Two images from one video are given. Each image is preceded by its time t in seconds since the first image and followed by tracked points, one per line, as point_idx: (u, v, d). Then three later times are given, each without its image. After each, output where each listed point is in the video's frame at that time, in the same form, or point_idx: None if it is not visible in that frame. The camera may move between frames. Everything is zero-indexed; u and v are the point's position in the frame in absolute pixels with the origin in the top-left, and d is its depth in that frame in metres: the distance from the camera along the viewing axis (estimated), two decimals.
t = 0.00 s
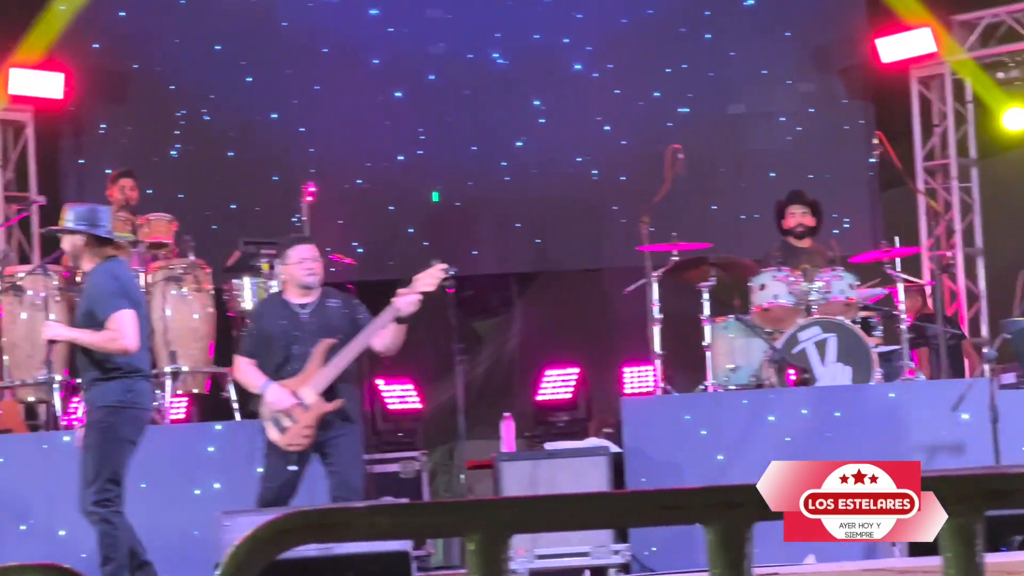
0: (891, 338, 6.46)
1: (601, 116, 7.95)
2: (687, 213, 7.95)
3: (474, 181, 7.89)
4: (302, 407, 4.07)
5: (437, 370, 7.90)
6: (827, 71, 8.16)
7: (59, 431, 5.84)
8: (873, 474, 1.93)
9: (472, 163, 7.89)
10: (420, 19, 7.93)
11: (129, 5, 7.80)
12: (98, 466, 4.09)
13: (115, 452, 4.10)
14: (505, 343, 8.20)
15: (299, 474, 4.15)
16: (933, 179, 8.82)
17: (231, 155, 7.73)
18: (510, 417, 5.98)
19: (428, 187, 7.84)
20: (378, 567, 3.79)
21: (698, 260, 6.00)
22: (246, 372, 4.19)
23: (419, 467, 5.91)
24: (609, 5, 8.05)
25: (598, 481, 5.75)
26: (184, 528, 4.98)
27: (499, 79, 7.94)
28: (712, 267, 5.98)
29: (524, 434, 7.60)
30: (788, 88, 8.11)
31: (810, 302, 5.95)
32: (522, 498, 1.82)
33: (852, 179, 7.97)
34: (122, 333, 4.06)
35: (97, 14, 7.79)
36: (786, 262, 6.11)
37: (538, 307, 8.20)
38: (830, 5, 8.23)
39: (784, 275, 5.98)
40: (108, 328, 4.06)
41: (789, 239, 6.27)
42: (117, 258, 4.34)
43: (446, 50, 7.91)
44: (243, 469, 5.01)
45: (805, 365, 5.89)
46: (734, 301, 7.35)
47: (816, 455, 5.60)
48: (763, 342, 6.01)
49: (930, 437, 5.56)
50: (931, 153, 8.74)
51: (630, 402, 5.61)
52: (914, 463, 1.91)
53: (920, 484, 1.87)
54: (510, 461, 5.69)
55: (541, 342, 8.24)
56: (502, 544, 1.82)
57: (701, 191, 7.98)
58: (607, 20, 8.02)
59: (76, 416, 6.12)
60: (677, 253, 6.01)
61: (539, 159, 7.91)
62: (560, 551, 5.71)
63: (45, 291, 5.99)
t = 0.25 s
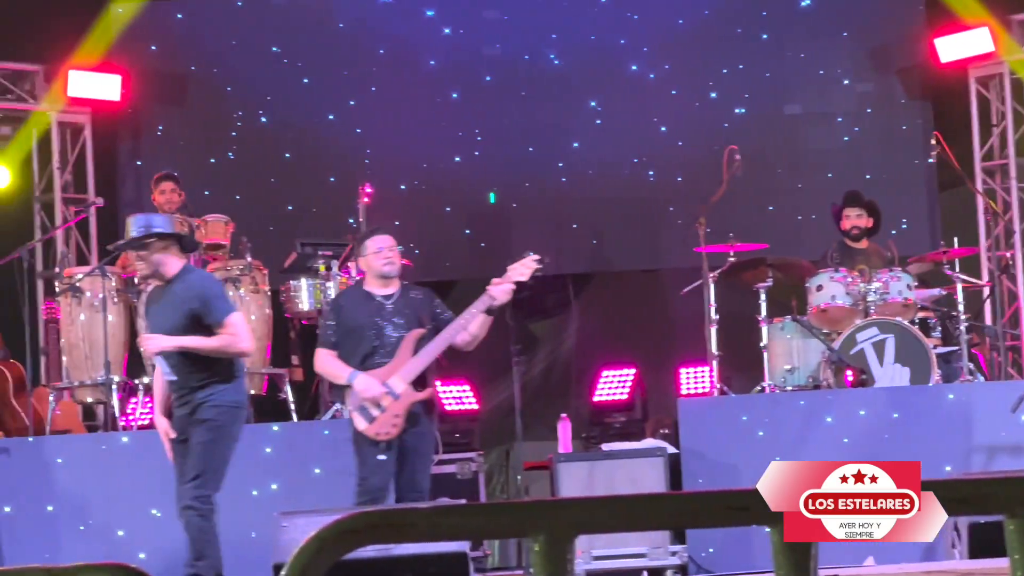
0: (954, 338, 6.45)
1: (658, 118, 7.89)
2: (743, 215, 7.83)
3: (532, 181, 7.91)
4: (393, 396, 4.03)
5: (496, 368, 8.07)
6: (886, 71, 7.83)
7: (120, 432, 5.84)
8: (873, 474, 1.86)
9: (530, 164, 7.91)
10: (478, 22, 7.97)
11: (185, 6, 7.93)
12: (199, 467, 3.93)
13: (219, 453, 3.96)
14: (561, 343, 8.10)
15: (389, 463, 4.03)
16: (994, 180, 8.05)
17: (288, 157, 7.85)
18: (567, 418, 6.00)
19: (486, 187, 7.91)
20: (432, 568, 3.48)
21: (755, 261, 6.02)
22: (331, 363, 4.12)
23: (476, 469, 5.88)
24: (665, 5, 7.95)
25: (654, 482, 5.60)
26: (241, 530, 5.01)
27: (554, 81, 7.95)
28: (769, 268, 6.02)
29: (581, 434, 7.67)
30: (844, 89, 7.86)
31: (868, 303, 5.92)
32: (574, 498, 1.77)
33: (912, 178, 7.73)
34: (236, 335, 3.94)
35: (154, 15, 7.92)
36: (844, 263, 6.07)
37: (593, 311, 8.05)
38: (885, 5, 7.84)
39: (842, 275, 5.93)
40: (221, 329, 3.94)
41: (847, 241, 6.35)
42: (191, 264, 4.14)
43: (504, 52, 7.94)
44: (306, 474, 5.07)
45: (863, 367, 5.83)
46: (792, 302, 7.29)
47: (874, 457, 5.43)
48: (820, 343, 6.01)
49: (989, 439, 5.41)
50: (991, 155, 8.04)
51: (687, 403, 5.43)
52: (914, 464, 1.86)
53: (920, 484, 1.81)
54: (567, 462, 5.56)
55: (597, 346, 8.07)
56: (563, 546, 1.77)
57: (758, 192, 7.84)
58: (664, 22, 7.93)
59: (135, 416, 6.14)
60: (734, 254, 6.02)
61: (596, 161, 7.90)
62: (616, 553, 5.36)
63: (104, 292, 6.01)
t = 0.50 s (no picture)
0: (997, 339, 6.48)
1: (698, 117, 7.91)
2: (784, 213, 7.81)
3: (572, 181, 7.93)
4: (460, 398, 4.02)
5: (535, 368, 8.04)
6: (927, 70, 7.79)
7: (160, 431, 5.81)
8: (877, 474, 1.54)
9: (569, 164, 7.94)
10: (519, 22, 8.03)
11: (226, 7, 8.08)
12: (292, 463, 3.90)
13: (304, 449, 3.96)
14: (601, 344, 8.14)
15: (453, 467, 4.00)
16: None
17: (328, 157, 7.93)
18: (607, 417, 5.98)
19: (526, 186, 7.92)
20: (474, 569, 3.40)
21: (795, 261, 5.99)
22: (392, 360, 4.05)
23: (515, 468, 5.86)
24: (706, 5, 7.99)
25: (695, 482, 5.44)
26: (284, 530, 4.80)
27: (593, 81, 7.99)
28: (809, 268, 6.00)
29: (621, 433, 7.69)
30: (886, 88, 7.82)
31: (910, 302, 5.90)
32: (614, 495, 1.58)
33: (955, 178, 7.67)
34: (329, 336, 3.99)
35: (194, 17, 8.07)
36: (884, 263, 6.07)
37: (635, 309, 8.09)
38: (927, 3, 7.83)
39: (884, 275, 5.95)
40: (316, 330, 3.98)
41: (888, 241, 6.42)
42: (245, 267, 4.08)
43: (544, 51, 8.00)
44: (345, 469, 4.92)
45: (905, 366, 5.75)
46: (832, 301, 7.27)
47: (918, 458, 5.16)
48: (862, 343, 5.98)
49: None
50: None
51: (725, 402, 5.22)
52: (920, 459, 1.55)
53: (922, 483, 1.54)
54: (605, 461, 5.46)
55: (638, 343, 8.10)
56: (607, 545, 1.60)
57: (799, 192, 7.82)
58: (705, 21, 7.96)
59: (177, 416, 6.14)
60: (775, 253, 5.98)
61: (635, 160, 7.92)
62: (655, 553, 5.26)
63: (144, 292, 6.03)
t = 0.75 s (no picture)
0: None
1: (735, 115, 7.92)
2: (822, 211, 7.80)
3: (608, 179, 7.93)
4: (535, 395, 4.13)
5: (570, 367, 8.00)
6: (966, 68, 7.83)
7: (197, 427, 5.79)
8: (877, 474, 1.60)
9: (606, 164, 7.94)
10: (555, 20, 8.05)
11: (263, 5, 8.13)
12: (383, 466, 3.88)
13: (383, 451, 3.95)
14: (636, 342, 7.99)
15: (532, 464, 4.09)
16: None
17: (364, 154, 7.97)
18: (644, 416, 5.98)
19: (563, 184, 7.92)
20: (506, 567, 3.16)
21: (832, 259, 5.99)
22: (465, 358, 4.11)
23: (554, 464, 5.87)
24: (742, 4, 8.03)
25: (732, 480, 5.36)
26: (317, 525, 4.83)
27: (629, 79, 8.00)
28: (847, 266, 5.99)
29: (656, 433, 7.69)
30: (924, 85, 7.85)
31: (948, 301, 5.88)
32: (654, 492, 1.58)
33: (993, 176, 7.69)
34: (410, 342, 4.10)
35: (233, 16, 8.12)
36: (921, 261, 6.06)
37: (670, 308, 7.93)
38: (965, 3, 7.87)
39: (921, 273, 5.93)
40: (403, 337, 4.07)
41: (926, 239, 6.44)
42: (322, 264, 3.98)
43: (580, 49, 8.02)
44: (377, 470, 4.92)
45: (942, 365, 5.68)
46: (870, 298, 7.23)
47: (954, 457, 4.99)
48: (899, 342, 5.96)
49: None
50: None
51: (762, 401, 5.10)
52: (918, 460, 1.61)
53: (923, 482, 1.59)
54: (642, 458, 5.37)
55: (674, 344, 7.94)
56: (653, 542, 1.59)
57: (837, 190, 7.81)
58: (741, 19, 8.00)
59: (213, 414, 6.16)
60: (812, 251, 5.98)
61: (672, 159, 7.93)
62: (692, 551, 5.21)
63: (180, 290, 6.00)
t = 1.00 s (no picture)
0: None
1: (757, 114, 7.94)
2: (845, 208, 7.80)
3: (631, 177, 7.95)
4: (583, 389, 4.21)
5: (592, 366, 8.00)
6: (989, 67, 7.82)
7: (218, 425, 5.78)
8: (873, 474, 1.72)
9: (628, 162, 7.97)
10: (577, 18, 8.04)
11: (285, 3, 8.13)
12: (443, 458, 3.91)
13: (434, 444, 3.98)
14: (658, 341, 7.98)
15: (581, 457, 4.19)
16: None
17: (387, 152, 7.96)
18: (666, 415, 5.96)
19: (584, 183, 7.94)
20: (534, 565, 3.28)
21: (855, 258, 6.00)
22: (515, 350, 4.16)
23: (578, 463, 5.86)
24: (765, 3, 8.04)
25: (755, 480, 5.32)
26: (337, 524, 4.71)
27: (651, 78, 8.01)
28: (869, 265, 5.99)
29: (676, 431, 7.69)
30: (948, 85, 7.85)
31: (971, 300, 5.88)
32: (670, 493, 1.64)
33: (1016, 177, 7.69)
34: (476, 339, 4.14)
35: (256, 14, 8.14)
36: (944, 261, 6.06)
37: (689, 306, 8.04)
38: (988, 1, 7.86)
39: (944, 273, 5.92)
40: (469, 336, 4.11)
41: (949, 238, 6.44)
42: (396, 257, 3.91)
43: (603, 48, 8.02)
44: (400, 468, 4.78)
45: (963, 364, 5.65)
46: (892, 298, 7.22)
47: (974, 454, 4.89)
48: (921, 341, 5.96)
49: None
50: None
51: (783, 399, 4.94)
52: (914, 463, 1.73)
53: (920, 483, 1.69)
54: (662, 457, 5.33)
55: (695, 341, 8.04)
56: (676, 541, 1.65)
57: (860, 188, 7.81)
58: (763, 19, 8.02)
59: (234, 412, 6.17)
60: (834, 251, 5.98)
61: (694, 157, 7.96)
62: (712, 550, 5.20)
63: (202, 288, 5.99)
